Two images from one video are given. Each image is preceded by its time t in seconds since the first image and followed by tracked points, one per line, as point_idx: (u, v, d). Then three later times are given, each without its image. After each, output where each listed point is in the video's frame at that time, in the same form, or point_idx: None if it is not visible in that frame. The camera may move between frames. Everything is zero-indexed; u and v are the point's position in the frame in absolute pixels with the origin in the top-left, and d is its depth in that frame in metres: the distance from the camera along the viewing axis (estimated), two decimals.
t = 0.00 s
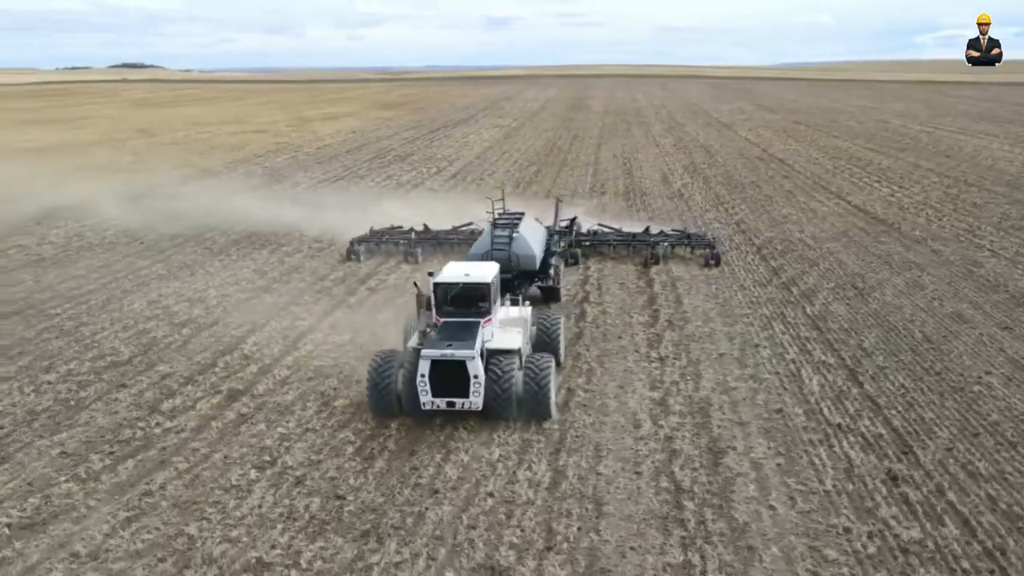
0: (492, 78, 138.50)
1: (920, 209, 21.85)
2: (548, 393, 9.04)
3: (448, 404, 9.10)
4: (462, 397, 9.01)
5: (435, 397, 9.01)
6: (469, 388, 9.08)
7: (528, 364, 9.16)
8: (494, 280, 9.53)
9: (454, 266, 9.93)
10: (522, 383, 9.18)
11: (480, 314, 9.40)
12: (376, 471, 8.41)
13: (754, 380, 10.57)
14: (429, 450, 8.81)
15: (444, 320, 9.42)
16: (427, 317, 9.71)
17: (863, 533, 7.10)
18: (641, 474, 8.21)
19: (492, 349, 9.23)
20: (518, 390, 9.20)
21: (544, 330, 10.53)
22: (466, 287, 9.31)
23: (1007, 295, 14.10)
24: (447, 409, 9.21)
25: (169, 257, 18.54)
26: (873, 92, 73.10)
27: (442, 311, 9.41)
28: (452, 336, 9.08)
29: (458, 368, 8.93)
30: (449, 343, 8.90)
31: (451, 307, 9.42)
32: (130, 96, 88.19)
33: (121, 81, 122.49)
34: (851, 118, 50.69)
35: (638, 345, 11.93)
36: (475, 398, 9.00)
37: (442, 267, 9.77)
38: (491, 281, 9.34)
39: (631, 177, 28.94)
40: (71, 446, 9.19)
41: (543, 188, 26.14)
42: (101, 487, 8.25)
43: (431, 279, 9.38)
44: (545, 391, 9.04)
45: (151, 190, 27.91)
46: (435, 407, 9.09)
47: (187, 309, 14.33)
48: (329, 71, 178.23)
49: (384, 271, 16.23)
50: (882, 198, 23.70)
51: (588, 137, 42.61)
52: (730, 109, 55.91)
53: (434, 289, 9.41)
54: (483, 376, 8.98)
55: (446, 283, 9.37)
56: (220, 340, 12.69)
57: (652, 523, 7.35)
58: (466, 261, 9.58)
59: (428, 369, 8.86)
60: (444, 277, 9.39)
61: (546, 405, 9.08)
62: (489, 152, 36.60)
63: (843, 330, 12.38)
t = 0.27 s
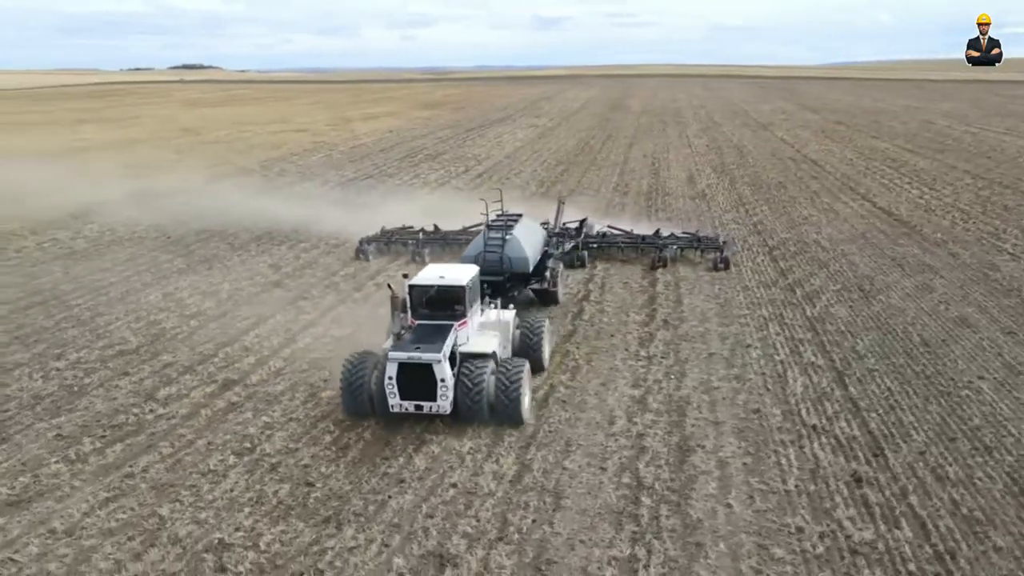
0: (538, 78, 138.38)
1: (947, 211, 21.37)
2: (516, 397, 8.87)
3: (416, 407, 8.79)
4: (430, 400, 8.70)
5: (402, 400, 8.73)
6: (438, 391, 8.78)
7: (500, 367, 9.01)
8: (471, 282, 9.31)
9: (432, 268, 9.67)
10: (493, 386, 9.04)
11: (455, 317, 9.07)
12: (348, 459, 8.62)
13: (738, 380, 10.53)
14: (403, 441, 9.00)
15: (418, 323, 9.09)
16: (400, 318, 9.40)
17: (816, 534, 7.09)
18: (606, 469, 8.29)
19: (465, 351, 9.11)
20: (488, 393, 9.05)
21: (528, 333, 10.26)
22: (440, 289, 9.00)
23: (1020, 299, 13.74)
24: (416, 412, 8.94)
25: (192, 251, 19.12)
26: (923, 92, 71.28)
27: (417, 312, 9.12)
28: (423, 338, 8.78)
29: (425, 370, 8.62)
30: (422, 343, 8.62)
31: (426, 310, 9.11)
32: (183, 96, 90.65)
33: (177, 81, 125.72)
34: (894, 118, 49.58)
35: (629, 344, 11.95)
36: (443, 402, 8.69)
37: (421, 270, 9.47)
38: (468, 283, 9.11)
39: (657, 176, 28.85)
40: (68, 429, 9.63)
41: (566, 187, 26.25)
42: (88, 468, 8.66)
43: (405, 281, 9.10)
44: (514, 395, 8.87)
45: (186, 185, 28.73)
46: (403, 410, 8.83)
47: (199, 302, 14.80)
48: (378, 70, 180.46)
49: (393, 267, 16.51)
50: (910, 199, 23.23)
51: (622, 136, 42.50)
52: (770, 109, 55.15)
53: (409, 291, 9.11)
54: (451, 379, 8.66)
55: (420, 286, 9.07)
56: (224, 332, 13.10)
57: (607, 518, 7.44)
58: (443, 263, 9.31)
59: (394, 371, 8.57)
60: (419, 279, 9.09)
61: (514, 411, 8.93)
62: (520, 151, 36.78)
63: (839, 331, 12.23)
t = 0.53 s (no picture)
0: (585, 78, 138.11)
1: (977, 214, 20.83)
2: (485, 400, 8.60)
3: (382, 413, 8.47)
4: (396, 406, 8.43)
5: (367, 405, 8.47)
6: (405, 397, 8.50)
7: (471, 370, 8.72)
8: (446, 286, 9.00)
9: (409, 271, 9.39)
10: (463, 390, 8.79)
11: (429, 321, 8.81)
12: (323, 450, 8.85)
13: (723, 381, 10.49)
14: (379, 434, 9.20)
15: (392, 327, 8.86)
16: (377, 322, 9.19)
17: (768, 536, 7.07)
18: (572, 467, 8.38)
19: (437, 355, 8.88)
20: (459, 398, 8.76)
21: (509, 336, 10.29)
22: (414, 293, 8.74)
23: None
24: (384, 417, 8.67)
25: (216, 247, 19.69)
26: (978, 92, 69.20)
27: (391, 316, 8.89)
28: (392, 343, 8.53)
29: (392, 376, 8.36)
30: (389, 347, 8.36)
31: (400, 314, 8.85)
32: (235, 95, 92.88)
33: (231, 81, 128.86)
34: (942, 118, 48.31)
35: (621, 344, 11.97)
36: (410, 409, 8.41)
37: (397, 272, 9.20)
38: (441, 287, 8.81)
39: (685, 175, 28.68)
40: (67, 415, 10.10)
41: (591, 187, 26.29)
42: (79, 453, 9.07)
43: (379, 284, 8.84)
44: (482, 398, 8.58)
45: (222, 183, 29.53)
46: (369, 415, 8.56)
47: (212, 296, 15.27)
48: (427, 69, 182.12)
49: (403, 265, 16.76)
50: (940, 201, 22.70)
51: (657, 135, 42.27)
52: (814, 109, 54.23)
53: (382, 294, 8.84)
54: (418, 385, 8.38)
55: (394, 288, 8.81)
56: (230, 325, 13.51)
57: (562, 515, 7.52)
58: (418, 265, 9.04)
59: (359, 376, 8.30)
60: (392, 282, 8.83)
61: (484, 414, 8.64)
62: (552, 150, 36.87)
63: (836, 335, 12.06)
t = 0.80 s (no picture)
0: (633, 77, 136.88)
1: (1010, 217, 20.23)
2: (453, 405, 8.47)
3: (347, 415, 8.40)
4: (360, 409, 8.32)
5: (332, 406, 8.40)
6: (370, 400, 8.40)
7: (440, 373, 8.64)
8: (418, 290, 8.90)
9: (385, 273, 9.33)
10: (432, 395, 8.68)
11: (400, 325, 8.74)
12: (301, 441, 9.10)
13: (707, 382, 10.44)
14: (357, 426, 9.41)
15: (363, 329, 8.82)
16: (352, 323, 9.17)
17: (718, 537, 7.07)
18: (539, 463, 8.49)
19: (408, 358, 8.75)
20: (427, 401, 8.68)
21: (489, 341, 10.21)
22: (384, 296, 8.68)
23: None
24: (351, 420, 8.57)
25: (240, 243, 20.23)
26: None
27: (363, 319, 8.84)
28: (360, 345, 8.47)
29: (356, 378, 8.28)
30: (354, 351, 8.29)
31: (372, 317, 8.81)
32: (285, 94, 94.70)
33: (283, 81, 131.37)
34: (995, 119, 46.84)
35: (613, 344, 11.99)
36: (374, 412, 8.30)
37: (373, 275, 9.16)
38: (411, 291, 8.71)
39: (714, 175, 28.41)
40: (70, 401, 10.57)
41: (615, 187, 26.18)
42: (74, 438, 9.52)
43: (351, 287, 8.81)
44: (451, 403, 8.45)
45: (256, 180, 30.21)
46: (335, 416, 8.48)
47: (227, 290, 15.72)
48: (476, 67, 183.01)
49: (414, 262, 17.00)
50: (973, 204, 22.10)
51: (694, 134, 41.87)
52: (861, 109, 53.06)
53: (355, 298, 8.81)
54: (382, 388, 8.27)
55: (365, 292, 8.77)
56: (237, 319, 13.90)
57: (520, 509, 7.63)
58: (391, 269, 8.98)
59: (323, 377, 8.23)
60: (364, 286, 8.78)
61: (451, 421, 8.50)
62: (585, 148, 36.83)
63: (833, 338, 11.88)
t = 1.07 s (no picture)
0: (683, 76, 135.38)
1: None
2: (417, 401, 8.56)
3: (310, 417, 8.57)
4: (322, 411, 8.48)
5: (296, 408, 8.58)
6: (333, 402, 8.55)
7: (404, 377, 8.76)
8: (390, 292, 9.05)
9: (363, 275, 9.52)
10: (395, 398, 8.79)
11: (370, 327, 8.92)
12: (282, 430, 9.37)
13: (692, 383, 10.41)
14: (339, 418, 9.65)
15: (335, 331, 9.02)
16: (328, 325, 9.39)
17: (669, 535, 7.10)
18: (508, 458, 8.61)
19: (376, 361, 8.90)
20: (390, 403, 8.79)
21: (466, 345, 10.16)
22: (354, 299, 8.86)
23: None
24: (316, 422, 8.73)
25: (265, 239, 20.73)
26: None
27: (335, 321, 9.04)
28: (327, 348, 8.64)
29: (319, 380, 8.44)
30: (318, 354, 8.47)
31: (344, 319, 9.00)
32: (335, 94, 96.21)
33: (335, 80, 133.38)
34: None
35: (606, 343, 12.00)
36: (335, 415, 8.44)
37: (349, 277, 9.36)
38: (381, 293, 8.87)
39: (745, 175, 28.05)
40: (77, 387, 11.06)
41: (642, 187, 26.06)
42: (73, 422, 9.97)
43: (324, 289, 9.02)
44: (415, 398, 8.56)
45: (291, 177, 30.81)
46: (300, 418, 8.65)
47: (242, 283, 16.17)
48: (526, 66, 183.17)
49: (427, 258, 17.23)
50: (1010, 207, 21.43)
51: (734, 134, 41.34)
52: (911, 109, 51.67)
53: (328, 300, 9.02)
54: (343, 391, 8.40)
55: (337, 294, 8.97)
56: (246, 311, 14.30)
57: (479, 502, 7.76)
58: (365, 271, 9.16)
59: (286, 379, 8.43)
60: (336, 287, 8.98)
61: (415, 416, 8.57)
62: (620, 147, 36.67)
63: (830, 341, 11.70)
